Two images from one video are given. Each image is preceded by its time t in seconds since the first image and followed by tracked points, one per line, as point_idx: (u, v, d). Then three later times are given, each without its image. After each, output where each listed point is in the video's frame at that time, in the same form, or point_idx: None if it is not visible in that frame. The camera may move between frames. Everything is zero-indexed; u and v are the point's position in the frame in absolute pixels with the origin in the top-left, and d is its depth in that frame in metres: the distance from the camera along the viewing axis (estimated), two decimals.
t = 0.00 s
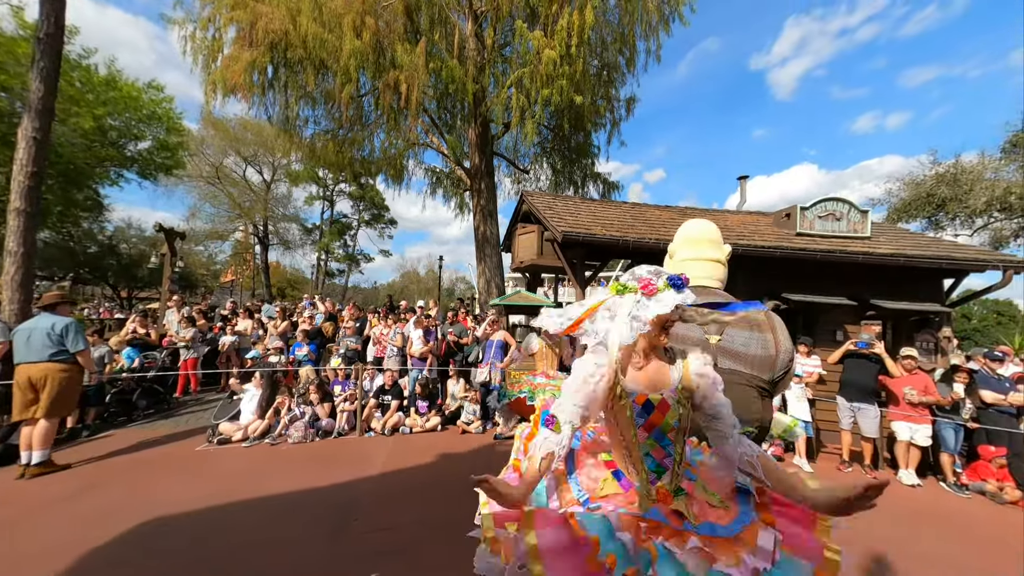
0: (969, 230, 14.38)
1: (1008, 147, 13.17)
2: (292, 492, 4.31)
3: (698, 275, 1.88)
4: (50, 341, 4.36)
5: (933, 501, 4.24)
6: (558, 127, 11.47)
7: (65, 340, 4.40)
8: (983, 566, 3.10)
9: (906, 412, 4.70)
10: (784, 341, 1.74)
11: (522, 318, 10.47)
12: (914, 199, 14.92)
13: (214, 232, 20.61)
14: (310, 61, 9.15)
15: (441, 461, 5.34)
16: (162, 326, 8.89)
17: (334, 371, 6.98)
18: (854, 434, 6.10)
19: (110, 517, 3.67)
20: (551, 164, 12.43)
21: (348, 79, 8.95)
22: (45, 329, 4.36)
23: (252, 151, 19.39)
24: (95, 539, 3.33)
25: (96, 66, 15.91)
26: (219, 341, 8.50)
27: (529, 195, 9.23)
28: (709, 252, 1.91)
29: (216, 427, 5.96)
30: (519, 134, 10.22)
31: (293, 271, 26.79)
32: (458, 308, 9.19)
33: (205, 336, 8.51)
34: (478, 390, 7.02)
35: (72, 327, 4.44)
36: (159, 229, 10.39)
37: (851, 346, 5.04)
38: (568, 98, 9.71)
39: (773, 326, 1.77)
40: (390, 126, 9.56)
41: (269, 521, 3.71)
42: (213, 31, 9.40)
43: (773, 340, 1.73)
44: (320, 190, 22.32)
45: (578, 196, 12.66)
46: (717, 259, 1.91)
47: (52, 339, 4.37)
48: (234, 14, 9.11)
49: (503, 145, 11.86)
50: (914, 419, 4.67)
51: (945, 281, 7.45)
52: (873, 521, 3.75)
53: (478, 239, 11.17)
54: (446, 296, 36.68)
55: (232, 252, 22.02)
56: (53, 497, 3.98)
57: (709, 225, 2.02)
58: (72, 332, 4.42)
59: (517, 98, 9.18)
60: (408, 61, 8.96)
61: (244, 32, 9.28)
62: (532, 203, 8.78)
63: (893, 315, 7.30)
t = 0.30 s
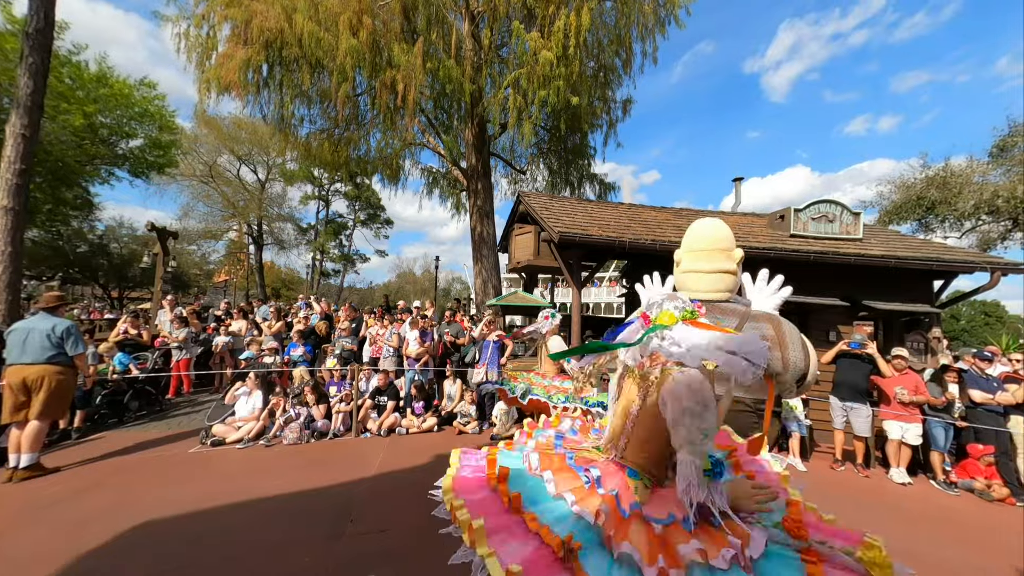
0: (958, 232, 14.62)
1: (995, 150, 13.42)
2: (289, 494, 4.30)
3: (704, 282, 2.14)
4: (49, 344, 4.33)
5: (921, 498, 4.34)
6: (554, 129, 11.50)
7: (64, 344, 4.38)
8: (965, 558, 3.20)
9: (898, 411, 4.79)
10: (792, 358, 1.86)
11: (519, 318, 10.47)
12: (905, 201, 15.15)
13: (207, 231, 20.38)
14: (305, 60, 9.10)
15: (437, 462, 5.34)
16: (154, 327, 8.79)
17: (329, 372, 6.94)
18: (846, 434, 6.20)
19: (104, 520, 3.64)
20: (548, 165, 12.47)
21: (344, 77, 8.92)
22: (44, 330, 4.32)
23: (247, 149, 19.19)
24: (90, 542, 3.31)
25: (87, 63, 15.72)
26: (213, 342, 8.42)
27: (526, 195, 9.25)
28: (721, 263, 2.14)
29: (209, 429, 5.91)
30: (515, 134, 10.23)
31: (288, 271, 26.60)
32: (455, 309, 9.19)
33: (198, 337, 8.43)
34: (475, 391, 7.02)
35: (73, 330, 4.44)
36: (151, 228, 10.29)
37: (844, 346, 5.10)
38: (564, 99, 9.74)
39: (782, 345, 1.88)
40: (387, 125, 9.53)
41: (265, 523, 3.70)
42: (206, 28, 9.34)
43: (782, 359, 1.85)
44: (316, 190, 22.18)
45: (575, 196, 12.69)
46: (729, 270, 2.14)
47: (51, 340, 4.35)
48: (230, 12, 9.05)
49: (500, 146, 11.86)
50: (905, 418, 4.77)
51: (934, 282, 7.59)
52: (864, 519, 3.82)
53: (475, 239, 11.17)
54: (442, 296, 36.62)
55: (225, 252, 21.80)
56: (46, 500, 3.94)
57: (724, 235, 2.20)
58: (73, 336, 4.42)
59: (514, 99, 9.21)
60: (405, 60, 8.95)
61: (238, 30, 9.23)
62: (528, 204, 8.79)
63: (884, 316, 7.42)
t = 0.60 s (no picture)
0: (949, 234, 14.84)
1: (984, 154, 13.66)
2: (285, 496, 4.28)
3: (694, 269, 2.21)
4: (47, 345, 4.30)
5: (912, 496, 4.40)
6: (551, 130, 11.53)
7: (63, 346, 4.36)
8: (954, 555, 3.25)
9: (890, 411, 4.86)
10: (739, 346, 1.85)
11: (516, 318, 10.48)
12: (897, 203, 15.37)
13: (201, 230, 20.17)
14: (301, 59, 9.07)
15: (434, 463, 5.34)
16: (147, 327, 8.70)
17: (325, 373, 6.92)
18: (839, 433, 6.27)
19: (97, 523, 3.61)
20: (545, 166, 12.50)
21: (341, 77, 8.89)
22: (43, 331, 4.30)
23: (242, 148, 19.01)
24: (83, 545, 3.29)
25: (78, 60, 15.55)
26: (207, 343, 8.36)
27: (523, 196, 9.26)
28: (706, 251, 2.20)
29: (204, 430, 5.87)
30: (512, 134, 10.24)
31: (283, 271, 26.45)
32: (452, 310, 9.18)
33: (192, 338, 8.36)
34: (472, 392, 7.02)
35: (72, 331, 4.41)
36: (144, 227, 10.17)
37: (838, 347, 5.15)
38: (562, 100, 9.77)
39: (734, 331, 1.89)
40: (383, 125, 9.51)
41: (261, 525, 3.68)
42: (201, 26, 9.28)
43: (727, 345, 1.87)
44: (312, 189, 22.06)
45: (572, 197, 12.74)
46: (715, 258, 2.18)
47: (50, 342, 4.32)
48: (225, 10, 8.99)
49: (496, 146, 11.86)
50: (897, 417, 4.84)
51: (926, 283, 7.70)
52: (855, 517, 3.88)
53: (472, 240, 11.17)
54: (439, 296, 36.57)
55: (219, 252, 21.61)
56: (37, 504, 3.90)
57: (722, 224, 2.24)
58: (72, 337, 4.40)
59: (511, 100, 9.23)
60: (402, 60, 8.94)
61: (233, 28, 9.19)
62: (525, 204, 8.81)
63: (877, 316, 7.51)
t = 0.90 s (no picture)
0: (939, 236, 15.06)
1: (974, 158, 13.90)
2: (280, 498, 4.25)
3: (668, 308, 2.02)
4: (41, 347, 4.26)
5: (904, 495, 4.45)
6: (547, 131, 11.56)
7: (58, 347, 4.33)
8: (945, 554, 3.29)
9: (882, 411, 4.92)
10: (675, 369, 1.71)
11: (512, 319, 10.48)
12: (890, 205, 15.57)
13: (195, 230, 19.95)
14: (297, 58, 9.04)
15: (430, 465, 5.32)
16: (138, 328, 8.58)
17: (320, 374, 6.87)
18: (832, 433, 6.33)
19: (89, 527, 3.57)
20: (541, 166, 12.53)
21: (337, 76, 8.87)
22: (37, 333, 4.25)
23: (236, 148, 18.83)
24: (75, 549, 3.25)
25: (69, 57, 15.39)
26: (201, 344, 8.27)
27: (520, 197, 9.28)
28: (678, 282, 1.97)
29: (198, 433, 5.82)
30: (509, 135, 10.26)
31: (278, 272, 26.26)
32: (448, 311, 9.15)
33: (185, 339, 8.26)
34: (469, 393, 7.01)
35: (67, 333, 4.38)
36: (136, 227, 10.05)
37: (832, 347, 5.20)
38: (559, 101, 9.81)
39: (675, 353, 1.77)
40: (380, 125, 9.51)
41: (256, 528, 3.65)
42: (195, 24, 9.22)
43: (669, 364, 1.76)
44: (308, 189, 21.95)
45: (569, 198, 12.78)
46: (688, 289, 1.91)
47: (44, 344, 4.27)
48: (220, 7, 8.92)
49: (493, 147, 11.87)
50: (889, 417, 4.90)
51: (917, 285, 7.81)
52: (848, 516, 3.91)
53: (469, 240, 11.18)
54: (435, 296, 36.50)
55: (214, 252, 21.43)
56: (28, 508, 3.85)
57: (704, 253, 1.89)
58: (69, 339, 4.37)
59: (508, 101, 9.25)
60: (399, 60, 8.93)
61: (228, 26, 9.15)
62: (522, 205, 8.83)
63: (870, 317, 7.60)
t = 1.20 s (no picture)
0: (929, 238, 15.32)
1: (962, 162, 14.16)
2: (275, 501, 4.22)
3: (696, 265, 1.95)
4: (33, 349, 4.20)
5: (896, 493, 4.51)
6: (544, 132, 11.59)
7: (50, 350, 4.27)
8: (936, 551, 3.34)
9: (873, 410, 5.03)
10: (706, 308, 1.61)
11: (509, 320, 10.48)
12: (881, 208, 15.79)
13: (187, 230, 19.73)
14: (293, 58, 8.99)
15: (426, 466, 5.30)
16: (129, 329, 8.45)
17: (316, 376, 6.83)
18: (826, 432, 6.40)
19: (80, 531, 3.53)
20: (537, 167, 12.57)
21: (333, 76, 8.83)
22: (30, 334, 4.20)
23: (230, 147, 18.63)
24: (66, 555, 3.20)
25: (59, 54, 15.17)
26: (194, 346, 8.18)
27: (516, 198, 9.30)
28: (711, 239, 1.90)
29: (192, 435, 5.76)
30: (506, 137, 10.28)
31: (273, 272, 26.04)
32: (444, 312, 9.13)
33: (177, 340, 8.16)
34: (465, 393, 7.01)
35: (60, 335, 4.33)
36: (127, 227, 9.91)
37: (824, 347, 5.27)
38: (555, 103, 9.84)
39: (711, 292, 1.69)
40: (376, 126, 9.49)
41: (251, 531, 3.63)
42: (188, 22, 9.15)
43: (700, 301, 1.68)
44: (303, 189, 21.82)
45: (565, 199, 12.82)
46: (720, 246, 1.84)
47: (36, 346, 4.22)
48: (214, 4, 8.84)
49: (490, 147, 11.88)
50: (881, 416, 5.00)
51: (908, 286, 7.94)
52: (841, 515, 3.95)
53: (465, 241, 11.17)
54: (431, 297, 36.40)
55: (207, 253, 21.21)
56: (17, 513, 3.79)
57: (745, 207, 1.82)
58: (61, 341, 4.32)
59: (505, 102, 9.27)
60: (395, 61, 8.92)
61: (222, 25, 9.09)
62: (519, 206, 8.85)
63: (862, 317, 7.70)
